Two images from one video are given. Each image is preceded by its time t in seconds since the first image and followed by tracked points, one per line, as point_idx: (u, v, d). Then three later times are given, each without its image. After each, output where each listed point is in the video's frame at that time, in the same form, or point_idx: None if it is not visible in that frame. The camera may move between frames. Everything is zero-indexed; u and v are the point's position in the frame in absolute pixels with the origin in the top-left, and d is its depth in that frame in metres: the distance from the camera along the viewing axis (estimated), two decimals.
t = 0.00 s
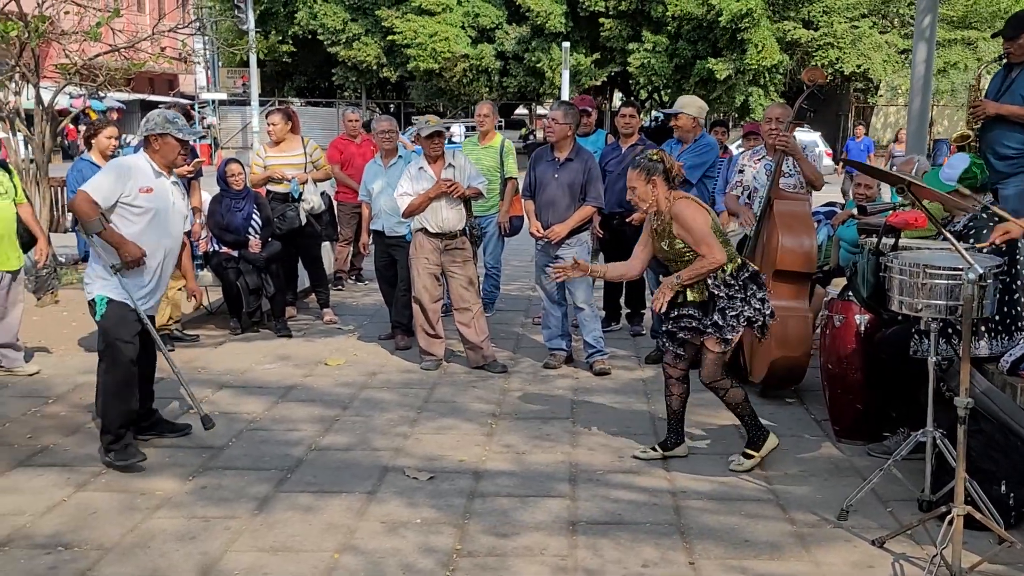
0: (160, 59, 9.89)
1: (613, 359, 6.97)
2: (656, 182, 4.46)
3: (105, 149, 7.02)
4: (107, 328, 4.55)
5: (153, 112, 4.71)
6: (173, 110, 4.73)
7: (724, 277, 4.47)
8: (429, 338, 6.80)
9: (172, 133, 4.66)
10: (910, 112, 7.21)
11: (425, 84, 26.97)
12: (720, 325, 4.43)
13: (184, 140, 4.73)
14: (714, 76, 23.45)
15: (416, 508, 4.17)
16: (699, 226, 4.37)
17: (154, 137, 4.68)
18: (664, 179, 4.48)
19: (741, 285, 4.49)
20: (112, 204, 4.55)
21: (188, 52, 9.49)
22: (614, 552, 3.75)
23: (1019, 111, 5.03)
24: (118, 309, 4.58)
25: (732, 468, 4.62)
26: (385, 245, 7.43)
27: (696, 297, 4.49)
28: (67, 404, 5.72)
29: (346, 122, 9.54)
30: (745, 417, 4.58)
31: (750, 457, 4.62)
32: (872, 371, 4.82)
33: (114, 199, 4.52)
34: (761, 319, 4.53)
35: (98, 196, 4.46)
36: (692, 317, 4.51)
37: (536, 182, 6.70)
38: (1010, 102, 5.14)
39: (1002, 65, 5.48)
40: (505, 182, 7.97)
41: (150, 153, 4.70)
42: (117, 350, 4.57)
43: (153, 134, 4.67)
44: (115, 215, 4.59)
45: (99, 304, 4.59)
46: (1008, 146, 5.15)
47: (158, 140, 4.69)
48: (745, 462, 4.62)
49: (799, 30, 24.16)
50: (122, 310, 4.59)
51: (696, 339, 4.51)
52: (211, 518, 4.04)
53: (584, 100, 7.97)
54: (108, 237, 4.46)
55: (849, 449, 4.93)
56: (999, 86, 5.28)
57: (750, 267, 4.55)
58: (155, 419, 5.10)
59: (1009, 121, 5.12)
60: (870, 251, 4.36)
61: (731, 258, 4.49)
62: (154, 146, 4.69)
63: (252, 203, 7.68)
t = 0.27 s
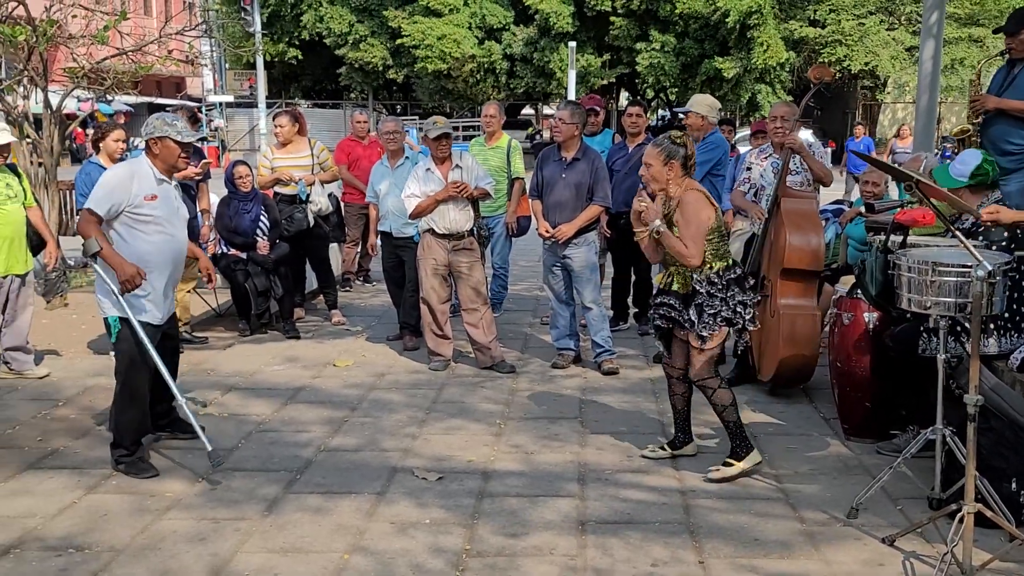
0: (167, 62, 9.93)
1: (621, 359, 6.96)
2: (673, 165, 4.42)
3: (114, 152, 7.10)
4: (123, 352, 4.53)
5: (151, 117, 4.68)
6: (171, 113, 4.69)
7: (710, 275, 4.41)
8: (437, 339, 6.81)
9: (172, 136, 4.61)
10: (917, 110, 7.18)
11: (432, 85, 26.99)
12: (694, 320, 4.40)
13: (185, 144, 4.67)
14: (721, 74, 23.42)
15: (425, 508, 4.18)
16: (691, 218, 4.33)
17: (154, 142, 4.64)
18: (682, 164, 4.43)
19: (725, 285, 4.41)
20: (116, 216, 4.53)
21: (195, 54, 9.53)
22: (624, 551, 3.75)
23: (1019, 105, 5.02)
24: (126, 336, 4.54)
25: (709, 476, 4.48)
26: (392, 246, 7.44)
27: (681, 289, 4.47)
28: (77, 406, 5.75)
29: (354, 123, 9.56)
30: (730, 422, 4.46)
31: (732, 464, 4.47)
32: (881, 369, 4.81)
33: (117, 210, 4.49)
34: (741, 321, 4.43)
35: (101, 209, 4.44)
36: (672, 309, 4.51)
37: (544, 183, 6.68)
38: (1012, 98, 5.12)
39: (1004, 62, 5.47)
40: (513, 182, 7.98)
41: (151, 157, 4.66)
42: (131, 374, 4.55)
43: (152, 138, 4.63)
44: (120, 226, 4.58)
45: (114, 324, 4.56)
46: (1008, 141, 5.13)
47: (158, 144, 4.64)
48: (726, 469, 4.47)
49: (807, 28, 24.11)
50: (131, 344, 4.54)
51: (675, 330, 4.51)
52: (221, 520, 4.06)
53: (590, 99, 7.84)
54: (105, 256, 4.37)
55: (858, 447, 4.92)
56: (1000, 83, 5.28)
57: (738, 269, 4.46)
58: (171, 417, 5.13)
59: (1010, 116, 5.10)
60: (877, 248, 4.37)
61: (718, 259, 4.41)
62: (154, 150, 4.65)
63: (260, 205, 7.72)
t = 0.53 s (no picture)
0: (171, 66, 9.96)
1: (626, 359, 6.96)
2: (711, 167, 4.35)
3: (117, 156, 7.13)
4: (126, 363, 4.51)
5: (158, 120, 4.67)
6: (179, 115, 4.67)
7: (709, 282, 4.35)
8: (442, 340, 6.81)
9: (178, 138, 4.59)
10: (921, 108, 7.18)
11: (436, 86, 27.01)
12: (686, 326, 4.38)
13: (192, 145, 4.64)
14: (725, 74, 23.42)
15: (430, 510, 4.18)
16: (704, 218, 4.29)
17: (161, 145, 4.62)
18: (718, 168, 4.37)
19: (718, 294, 4.34)
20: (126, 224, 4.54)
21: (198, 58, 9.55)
22: (629, 551, 3.75)
23: (1018, 101, 5.09)
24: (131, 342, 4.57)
25: (709, 481, 4.44)
26: (396, 248, 7.44)
27: (683, 290, 4.46)
28: (82, 411, 5.76)
29: (359, 125, 9.58)
30: (739, 434, 4.38)
31: (731, 473, 4.43)
32: (886, 367, 4.80)
33: (127, 218, 4.49)
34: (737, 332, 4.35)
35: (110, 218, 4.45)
36: (671, 309, 4.50)
37: (547, 185, 6.69)
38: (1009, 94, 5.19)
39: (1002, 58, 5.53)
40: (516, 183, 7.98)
41: (160, 161, 4.63)
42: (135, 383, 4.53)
43: (159, 141, 4.61)
44: (131, 235, 4.58)
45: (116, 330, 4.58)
46: (1005, 136, 5.19)
47: (166, 147, 4.61)
48: (725, 476, 4.44)
49: (810, 26, 24.09)
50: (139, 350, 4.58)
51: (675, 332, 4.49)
52: (227, 523, 4.06)
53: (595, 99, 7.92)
54: (117, 269, 4.40)
55: (863, 446, 4.91)
56: (998, 79, 5.33)
57: (739, 279, 4.35)
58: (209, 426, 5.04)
59: (1007, 112, 5.17)
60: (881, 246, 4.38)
61: (721, 267, 4.34)
62: (162, 153, 4.62)
63: (263, 207, 7.75)
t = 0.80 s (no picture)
0: (173, 67, 9.97)
1: (629, 358, 6.95)
2: (740, 164, 4.36)
3: (120, 158, 7.16)
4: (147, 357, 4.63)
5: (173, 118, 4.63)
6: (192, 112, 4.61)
7: (730, 283, 4.33)
8: (445, 340, 6.81)
9: (189, 137, 4.53)
10: (924, 105, 7.18)
11: (438, 86, 27.00)
12: (706, 326, 4.38)
13: (206, 143, 4.58)
14: (728, 72, 23.39)
15: (434, 510, 4.18)
16: (732, 214, 4.29)
17: (176, 143, 4.58)
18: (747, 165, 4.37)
19: (739, 296, 4.31)
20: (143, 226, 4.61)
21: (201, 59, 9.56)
22: (634, 550, 3.74)
23: (1015, 98, 5.14)
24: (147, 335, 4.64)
25: (713, 479, 4.44)
26: (400, 248, 7.45)
27: (704, 289, 4.45)
28: (87, 412, 5.77)
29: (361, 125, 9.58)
30: (753, 434, 4.38)
31: (737, 472, 4.43)
32: (891, 365, 4.78)
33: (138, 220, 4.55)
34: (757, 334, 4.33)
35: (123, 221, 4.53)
36: (694, 309, 4.53)
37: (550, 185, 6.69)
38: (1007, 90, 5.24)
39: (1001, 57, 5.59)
40: (520, 183, 7.98)
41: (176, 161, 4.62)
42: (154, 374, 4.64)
43: (173, 140, 4.58)
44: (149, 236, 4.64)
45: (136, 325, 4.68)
46: (1006, 132, 5.25)
47: (180, 146, 4.57)
48: (730, 475, 4.43)
49: (813, 24, 24.06)
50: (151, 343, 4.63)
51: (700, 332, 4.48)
52: (231, 524, 4.07)
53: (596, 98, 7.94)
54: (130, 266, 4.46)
55: (868, 444, 4.91)
56: (997, 76, 5.39)
57: (760, 280, 4.31)
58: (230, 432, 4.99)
59: (1004, 108, 5.23)
60: (885, 244, 4.37)
61: (741, 269, 4.31)
62: (177, 153, 4.59)
63: (266, 209, 7.71)
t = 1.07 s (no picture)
0: (172, 68, 9.96)
1: (629, 357, 6.96)
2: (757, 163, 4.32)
3: (119, 159, 7.16)
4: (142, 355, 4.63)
5: (183, 122, 4.63)
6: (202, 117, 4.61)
7: (756, 282, 4.31)
8: (445, 340, 6.81)
9: (202, 142, 4.55)
10: (923, 103, 7.17)
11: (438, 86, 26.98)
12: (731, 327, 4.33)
13: (217, 147, 4.61)
14: (728, 71, 23.39)
15: (433, 510, 4.18)
16: (773, 219, 4.21)
17: (186, 147, 4.59)
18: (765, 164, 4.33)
19: (769, 294, 4.29)
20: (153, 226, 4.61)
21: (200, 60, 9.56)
22: (633, 550, 3.75)
23: (1008, 98, 5.12)
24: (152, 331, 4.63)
25: (713, 478, 4.44)
26: (399, 248, 7.44)
27: (725, 291, 4.42)
28: (86, 414, 5.77)
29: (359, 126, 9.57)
30: (756, 434, 4.40)
31: (736, 472, 4.43)
32: (890, 364, 4.78)
33: (150, 219, 4.55)
34: (782, 334, 4.30)
35: (135, 220, 4.53)
36: (714, 310, 4.48)
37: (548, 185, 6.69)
38: (1003, 89, 5.25)
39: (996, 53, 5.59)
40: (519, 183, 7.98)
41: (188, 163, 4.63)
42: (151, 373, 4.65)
43: (184, 144, 4.58)
44: (158, 236, 4.63)
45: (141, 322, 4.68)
46: (1003, 130, 5.25)
47: (191, 150, 4.59)
48: (729, 474, 4.44)
49: (813, 22, 24.06)
50: (155, 335, 4.62)
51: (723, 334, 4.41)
52: (230, 525, 4.07)
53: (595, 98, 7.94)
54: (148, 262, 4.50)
55: (868, 443, 4.91)
56: (992, 74, 5.40)
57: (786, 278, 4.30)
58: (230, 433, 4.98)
59: (1000, 106, 5.23)
60: (883, 243, 4.39)
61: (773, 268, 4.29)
62: (188, 156, 4.60)
63: (266, 210, 7.75)
